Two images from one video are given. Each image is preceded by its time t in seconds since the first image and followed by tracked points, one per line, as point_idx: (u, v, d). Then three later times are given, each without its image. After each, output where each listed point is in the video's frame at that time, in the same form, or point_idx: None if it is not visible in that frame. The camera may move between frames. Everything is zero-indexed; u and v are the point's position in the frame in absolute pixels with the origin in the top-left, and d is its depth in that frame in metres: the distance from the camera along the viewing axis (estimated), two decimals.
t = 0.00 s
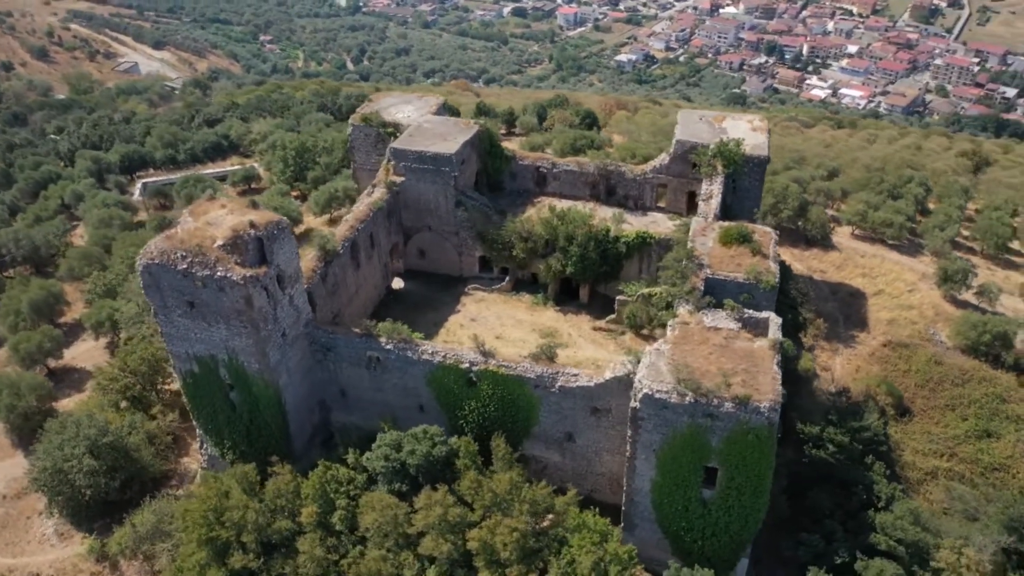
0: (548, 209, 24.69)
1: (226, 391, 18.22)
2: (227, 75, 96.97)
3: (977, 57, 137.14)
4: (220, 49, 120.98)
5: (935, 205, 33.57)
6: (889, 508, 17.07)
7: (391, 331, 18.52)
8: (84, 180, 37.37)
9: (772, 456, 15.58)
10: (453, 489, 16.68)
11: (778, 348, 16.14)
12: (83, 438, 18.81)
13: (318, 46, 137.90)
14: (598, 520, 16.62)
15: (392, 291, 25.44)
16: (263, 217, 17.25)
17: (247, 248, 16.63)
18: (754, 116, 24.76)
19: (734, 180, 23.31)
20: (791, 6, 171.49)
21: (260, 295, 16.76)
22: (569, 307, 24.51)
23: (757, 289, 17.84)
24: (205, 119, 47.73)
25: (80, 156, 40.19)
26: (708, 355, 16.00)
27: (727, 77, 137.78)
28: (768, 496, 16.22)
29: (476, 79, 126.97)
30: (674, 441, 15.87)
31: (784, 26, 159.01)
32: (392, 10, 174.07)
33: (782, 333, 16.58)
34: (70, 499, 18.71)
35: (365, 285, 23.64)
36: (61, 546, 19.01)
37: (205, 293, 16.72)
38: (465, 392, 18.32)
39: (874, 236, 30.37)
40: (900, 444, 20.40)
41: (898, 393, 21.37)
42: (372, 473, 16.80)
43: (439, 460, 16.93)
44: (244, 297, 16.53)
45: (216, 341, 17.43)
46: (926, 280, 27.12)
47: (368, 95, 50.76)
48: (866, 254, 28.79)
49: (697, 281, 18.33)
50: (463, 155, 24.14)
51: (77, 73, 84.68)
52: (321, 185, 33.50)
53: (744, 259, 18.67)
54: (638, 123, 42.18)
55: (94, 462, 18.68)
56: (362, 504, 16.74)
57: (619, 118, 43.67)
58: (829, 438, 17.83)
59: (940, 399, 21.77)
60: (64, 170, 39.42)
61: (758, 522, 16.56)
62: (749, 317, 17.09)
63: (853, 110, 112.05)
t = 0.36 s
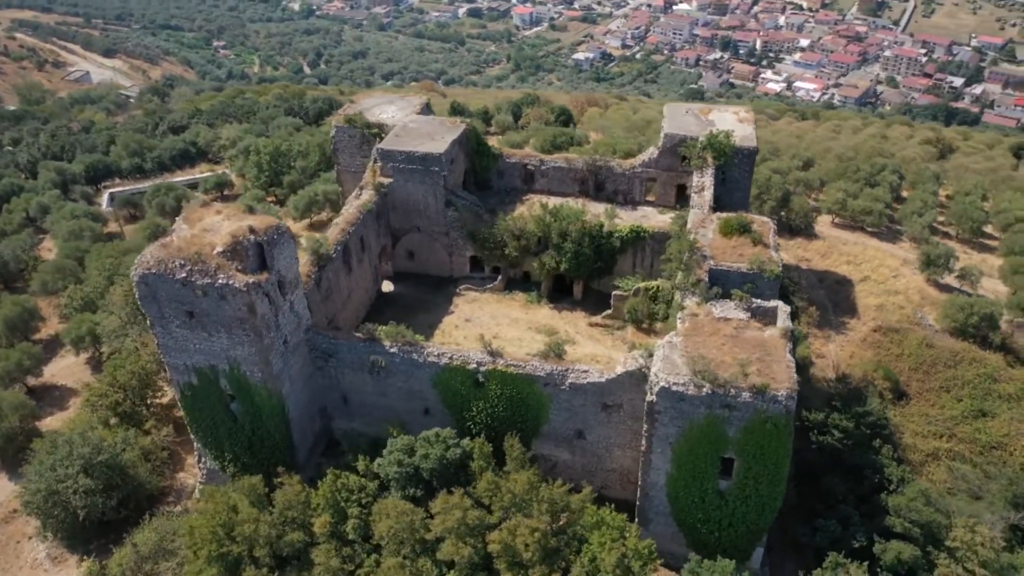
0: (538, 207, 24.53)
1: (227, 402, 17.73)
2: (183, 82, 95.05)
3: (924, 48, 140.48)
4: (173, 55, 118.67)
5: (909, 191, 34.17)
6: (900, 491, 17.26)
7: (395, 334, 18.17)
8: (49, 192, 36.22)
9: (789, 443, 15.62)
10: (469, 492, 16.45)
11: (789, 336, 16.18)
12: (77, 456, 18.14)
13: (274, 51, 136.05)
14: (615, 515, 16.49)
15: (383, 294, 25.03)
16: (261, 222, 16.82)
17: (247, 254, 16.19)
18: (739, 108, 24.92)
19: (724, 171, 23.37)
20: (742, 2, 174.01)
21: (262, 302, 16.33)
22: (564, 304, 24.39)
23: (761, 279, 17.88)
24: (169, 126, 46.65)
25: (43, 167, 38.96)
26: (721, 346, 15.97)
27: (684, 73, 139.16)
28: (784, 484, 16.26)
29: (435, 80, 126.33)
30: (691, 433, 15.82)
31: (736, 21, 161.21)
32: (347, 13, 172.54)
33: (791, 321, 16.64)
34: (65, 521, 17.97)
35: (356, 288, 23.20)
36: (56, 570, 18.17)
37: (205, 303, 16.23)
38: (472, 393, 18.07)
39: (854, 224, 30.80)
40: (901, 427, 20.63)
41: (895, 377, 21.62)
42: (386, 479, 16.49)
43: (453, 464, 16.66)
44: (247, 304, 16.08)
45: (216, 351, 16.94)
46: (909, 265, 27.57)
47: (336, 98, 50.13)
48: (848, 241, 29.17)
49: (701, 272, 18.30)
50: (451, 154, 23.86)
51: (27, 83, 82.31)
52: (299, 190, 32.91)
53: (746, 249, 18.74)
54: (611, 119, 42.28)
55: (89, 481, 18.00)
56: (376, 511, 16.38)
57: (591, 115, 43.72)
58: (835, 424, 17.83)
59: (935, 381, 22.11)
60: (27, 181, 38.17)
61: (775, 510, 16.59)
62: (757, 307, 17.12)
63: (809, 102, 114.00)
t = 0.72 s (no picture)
0: (528, 204, 24.39)
1: (228, 413, 17.25)
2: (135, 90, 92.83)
3: (872, 40, 143.47)
4: (123, 63, 115.94)
5: (881, 179, 34.76)
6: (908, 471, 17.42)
7: (398, 337, 17.85)
8: (11, 205, 34.99)
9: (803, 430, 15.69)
10: (485, 493, 16.25)
11: (799, 323, 16.28)
12: (73, 475, 17.52)
13: (227, 57, 133.76)
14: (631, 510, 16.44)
15: (373, 297, 24.63)
16: (261, 227, 16.43)
17: (248, 260, 15.85)
18: (724, 100, 25.09)
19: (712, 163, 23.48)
20: None
21: (266, 308, 15.92)
22: (557, 300, 24.27)
23: (763, 267, 17.99)
24: (131, 135, 45.45)
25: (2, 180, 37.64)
26: (732, 335, 15.99)
27: (640, 70, 140.19)
28: (798, 471, 16.34)
29: (393, 83, 125.28)
30: (706, 423, 15.79)
31: (689, 18, 162.97)
32: (299, 16, 170.41)
33: (798, 308, 16.74)
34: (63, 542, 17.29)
35: (348, 292, 22.77)
36: None
37: (206, 311, 15.75)
38: (480, 393, 17.83)
39: (832, 212, 31.23)
40: (899, 409, 20.92)
41: (889, 360, 21.94)
42: (400, 484, 16.24)
43: (468, 465, 16.46)
44: (250, 311, 15.65)
45: (218, 361, 16.47)
46: (890, 251, 28.02)
47: (302, 102, 49.38)
48: (829, 229, 29.56)
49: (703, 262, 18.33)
50: (439, 153, 23.60)
51: None
52: (275, 195, 32.29)
53: (745, 238, 18.88)
54: (583, 115, 42.31)
55: (87, 501, 17.40)
56: (390, 517, 16.08)
57: (563, 112, 43.70)
58: (836, 409, 17.97)
59: (927, 363, 22.50)
60: None
61: (789, 497, 16.66)
62: (764, 295, 17.19)
63: (765, 96, 115.58)
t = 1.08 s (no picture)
0: (518, 202, 24.23)
1: (233, 423, 16.80)
2: (87, 99, 90.43)
3: (823, 34, 146.13)
4: (73, 73, 112.96)
5: (854, 168, 35.30)
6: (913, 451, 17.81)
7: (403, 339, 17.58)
8: None
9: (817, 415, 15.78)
10: (503, 493, 16.12)
11: (808, 310, 16.39)
12: (72, 494, 16.91)
13: (180, 64, 131.19)
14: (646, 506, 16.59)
15: (365, 301, 24.23)
16: (263, 231, 16.07)
17: (251, 265, 15.49)
18: (709, 93, 25.28)
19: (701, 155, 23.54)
20: None
21: (272, 313, 15.53)
22: (552, 297, 24.14)
23: (764, 256, 18.15)
24: (93, 145, 44.20)
25: None
26: (743, 324, 16.03)
27: (599, 68, 140.80)
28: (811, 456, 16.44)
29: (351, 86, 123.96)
30: (721, 413, 15.79)
31: (644, 16, 164.27)
32: (251, 22, 167.95)
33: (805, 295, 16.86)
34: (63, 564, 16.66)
35: (341, 296, 22.35)
36: None
37: (209, 318, 15.31)
38: (489, 392, 17.65)
39: (811, 201, 31.60)
40: (897, 391, 21.23)
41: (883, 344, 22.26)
42: (416, 487, 16.02)
43: (484, 466, 16.32)
44: (257, 317, 15.25)
45: (222, 369, 16.02)
46: (872, 237, 28.44)
47: (268, 107, 48.58)
48: (810, 218, 29.90)
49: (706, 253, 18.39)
50: (428, 152, 23.37)
51: None
52: (253, 201, 31.64)
53: (744, 227, 19.11)
54: (556, 113, 42.24)
55: (88, 520, 16.78)
56: (407, 522, 15.80)
57: (535, 110, 43.60)
58: (839, 394, 18.07)
59: (919, 346, 22.88)
60: None
61: (803, 482, 16.75)
62: (770, 283, 17.28)
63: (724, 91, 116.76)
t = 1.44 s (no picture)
0: (510, 200, 24.10)
1: (240, 431, 16.44)
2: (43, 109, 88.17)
3: (781, 29, 148.21)
4: (27, 82, 110.14)
5: (831, 159, 35.76)
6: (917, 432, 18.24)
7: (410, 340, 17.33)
8: None
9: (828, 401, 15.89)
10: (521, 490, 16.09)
11: (814, 298, 16.52)
12: (73, 511, 16.33)
13: (137, 71, 128.67)
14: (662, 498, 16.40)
15: (358, 303, 23.90)
16: (265, 235, 15.77)
17: (257, 269, 15.20)
18: (696, 87, 25.45)
19: (692, 147, 23.63)
20: None
21: (279, 317, 15.20)
22: (548, 294, 24.04)
23: (765, 246, 18.33)
24: (58, 154, 43.06)
25: None
26: (753, 313, 16.10)
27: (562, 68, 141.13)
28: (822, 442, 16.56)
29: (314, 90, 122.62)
30: (734, 403, 15.82)
31: (604, 14, 165.06)
32: (208, 27, 165.40)
33: (809, 282, 16.98)
34: None
35: (336, 299, 22.01)
36: None
37: (215, 325, 14.93)
38: (498, 390, 17.52)
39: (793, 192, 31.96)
40: (894, 375, 21.54)
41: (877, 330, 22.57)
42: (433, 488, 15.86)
43: (499, 465, 16.29)
44: (265, 322, 14.92)
45: (228, 377, 15.65)
46: (855, 226, 28.83)
47: (238, 112, 47.81)
48: (793, 208, 30.22)
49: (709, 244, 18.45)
50: (419, 152, 23.17)
51: None
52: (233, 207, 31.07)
53: (744, 218, 19.31)
54: (533, 111, 42.18)
55: (91, 538, 16.23)
56: (423, 524, 15.59)
57: (511, 108, 43.49)
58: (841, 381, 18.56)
59: (911, 330, 23.23)
60: None
61: (813, 469, 16.88)
62: (774, 271, 17.39)
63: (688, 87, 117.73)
